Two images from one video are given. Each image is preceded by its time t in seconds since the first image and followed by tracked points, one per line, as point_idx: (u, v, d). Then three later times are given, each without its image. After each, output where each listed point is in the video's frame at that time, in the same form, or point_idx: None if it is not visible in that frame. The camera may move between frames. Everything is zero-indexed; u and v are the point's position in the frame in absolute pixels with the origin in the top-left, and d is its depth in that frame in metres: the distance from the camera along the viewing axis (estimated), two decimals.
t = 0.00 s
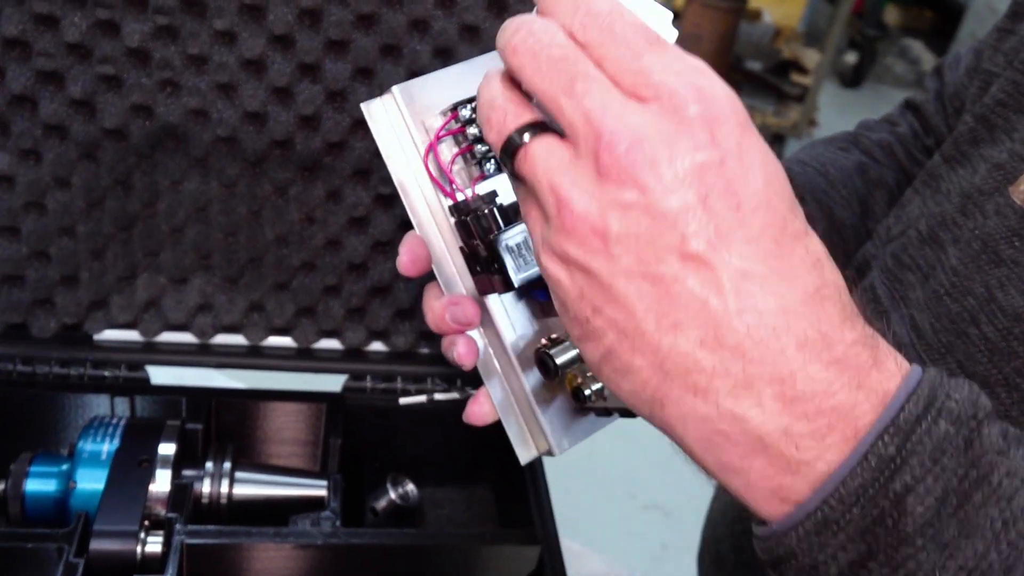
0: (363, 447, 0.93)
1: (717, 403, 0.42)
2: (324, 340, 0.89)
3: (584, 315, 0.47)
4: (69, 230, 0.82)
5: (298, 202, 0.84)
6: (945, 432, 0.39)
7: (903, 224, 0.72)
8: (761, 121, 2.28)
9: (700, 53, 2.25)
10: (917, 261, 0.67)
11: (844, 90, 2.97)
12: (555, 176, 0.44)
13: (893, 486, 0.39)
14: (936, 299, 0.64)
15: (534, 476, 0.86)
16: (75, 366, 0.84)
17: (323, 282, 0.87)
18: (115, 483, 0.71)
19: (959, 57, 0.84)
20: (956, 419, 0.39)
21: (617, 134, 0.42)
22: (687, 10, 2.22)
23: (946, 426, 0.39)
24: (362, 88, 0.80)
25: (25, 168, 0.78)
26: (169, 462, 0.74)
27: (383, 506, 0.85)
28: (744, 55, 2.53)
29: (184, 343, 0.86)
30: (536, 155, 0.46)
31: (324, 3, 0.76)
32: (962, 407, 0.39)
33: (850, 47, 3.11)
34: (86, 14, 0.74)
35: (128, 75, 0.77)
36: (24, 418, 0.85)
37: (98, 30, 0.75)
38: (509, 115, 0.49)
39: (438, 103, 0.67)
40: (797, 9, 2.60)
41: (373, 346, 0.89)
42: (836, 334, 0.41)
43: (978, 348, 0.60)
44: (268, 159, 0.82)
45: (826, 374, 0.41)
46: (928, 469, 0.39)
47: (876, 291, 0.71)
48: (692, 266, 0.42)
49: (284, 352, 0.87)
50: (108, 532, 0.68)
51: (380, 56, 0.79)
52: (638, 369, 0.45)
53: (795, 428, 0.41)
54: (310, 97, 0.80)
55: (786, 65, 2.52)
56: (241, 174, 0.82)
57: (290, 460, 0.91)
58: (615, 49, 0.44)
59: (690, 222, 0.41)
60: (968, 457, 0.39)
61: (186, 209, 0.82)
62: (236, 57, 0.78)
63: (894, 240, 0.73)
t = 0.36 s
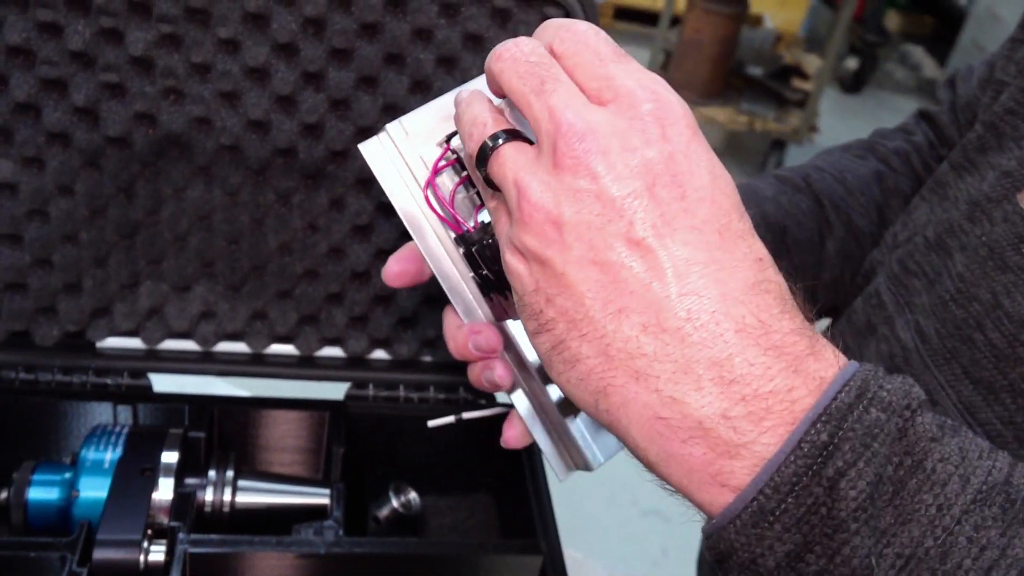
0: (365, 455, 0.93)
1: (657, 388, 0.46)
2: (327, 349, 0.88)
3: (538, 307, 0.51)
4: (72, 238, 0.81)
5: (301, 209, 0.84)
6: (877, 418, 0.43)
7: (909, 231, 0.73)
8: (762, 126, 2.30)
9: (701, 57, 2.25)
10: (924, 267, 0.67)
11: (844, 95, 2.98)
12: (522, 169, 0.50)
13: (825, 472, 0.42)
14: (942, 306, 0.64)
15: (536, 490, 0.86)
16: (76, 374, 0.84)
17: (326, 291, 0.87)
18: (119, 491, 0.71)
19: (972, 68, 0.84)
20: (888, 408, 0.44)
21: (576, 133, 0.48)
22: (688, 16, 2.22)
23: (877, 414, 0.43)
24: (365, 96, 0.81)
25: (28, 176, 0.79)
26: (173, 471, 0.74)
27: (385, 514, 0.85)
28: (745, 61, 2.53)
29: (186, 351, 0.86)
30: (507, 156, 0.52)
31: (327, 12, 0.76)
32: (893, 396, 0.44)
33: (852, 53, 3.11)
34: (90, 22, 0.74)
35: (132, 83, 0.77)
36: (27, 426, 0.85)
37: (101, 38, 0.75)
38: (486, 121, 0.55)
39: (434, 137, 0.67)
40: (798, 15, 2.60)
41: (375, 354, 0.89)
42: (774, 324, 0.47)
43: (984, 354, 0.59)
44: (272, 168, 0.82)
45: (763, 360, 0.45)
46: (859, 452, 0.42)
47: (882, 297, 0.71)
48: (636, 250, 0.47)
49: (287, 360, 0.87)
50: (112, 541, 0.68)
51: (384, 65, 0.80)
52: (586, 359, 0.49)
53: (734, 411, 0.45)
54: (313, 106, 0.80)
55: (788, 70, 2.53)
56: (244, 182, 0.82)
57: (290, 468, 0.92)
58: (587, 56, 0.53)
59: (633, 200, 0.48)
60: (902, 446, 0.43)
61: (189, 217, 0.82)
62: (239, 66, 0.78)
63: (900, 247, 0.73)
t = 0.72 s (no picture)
0: (370, 469, 0.93)
1: (690, 483, 0.46)
2: (331, 363, 0.88)
3: (550, 400, 0.49)
4: (77, 252, 0.81)
5: (306, 224, 0.84)
6: (890, 507, 0.45)
7: (917, 248, 0.73)
8: (761, 134, 2.29)
9: (701, 66, 2.26)
10: (932, 284, 0.68)
11: (844, 103, 2.99)
12: (534, 258, 0.48)
13: (847, 565, 0.45)
14: (951, 324, 0.64)
15: (541, 506, 0.85)
16: (81, 389, 0.84)
17: (330, 305, 0.87)
18: (125, 508, 0.71)
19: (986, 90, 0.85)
20: (900, 496, 0.45)
21: (602, 225, 0.47)
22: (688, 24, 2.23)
23: (890, 503, 0.45)
24: (371, 111, 0.81)
25: (34, 191, 0.79)
26: (178, 486, 0.74)
27: (389, 529, 0.85)
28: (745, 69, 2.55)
29: (190, 366, 0.85)
30: (513, 243, 0.49)
31: (333, 27, 0.77)
32: (903, 483, 0.46)
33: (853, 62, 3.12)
34: (96, 38, 0.74)
35: (138, 99, 0.77)
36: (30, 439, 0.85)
37: (108, 54, 0.75)
38: (484, 206, 0.51)
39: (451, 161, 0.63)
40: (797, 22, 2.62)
41: (380, 368, 0.89)
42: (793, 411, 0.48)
43: (992, 373, 0.60)
44: (277, 183, 0.82)
45: (789, 449, 0.47)
46: (877, 545, 0.45)
47: (890, 314, 0.71)
48: (661, 344, 0.47)
49: (292, 375, 0.87)
50: (119, 558, 0.67)
51: (389, 80, 0.80)
52: (611, 453, 0.48)
53: (764, 502, 0.46)
54: (319, 121, 0.80)
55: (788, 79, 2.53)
56: (250, 197, 0.82)
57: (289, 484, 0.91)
58: (597, 129, 0.51)
59: (658, 295, 0.47)
60: (917, 533, 0.45)
61: (194, 231, 0.82)
62: (245, 81, 0.78)
63: (908, 264, 0.73)
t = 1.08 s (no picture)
0: (369, 495, 0.92)
1: None
2: (331, 390, 0.89)
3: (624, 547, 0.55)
4: (79, 280, 0.82)
5: (308, 252, 0.84)
6: None
7: (913, 286, 0.74)
8: (759, 149, 2.29)
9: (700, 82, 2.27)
10: (927, 324, 0.68)
11: (842, 120, 3.00)
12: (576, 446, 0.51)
13: None
14: (947, 364, 0.64)
15: (539, 537, 0.86)
16: (82, 416, 0.84)
17: (330, 332, 0.87)
18: (124, 539, 0.71)
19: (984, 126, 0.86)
20: None
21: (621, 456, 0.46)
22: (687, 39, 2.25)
23: None
24: (373, 141, 0.81)
25: (37, 219, 0.79)
26: (177, 516, 0.74)
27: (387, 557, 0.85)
28: (745, 85, 2.56)
29: (190, 394, 0.86)
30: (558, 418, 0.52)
31: (337, 59, 0.77)
32: None
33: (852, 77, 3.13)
34: (101, 68, 0.75)
35: (142, 128, 0.77)
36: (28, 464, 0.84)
37: (113, 84, 0.76)
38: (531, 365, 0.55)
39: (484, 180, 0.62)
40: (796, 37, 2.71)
41: (379, 396, 0.89)
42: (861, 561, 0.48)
43: (985, 415, 0.60)
44: (279, 211, 0.83)
45: None
46: None
47: (885, 352, 0.72)
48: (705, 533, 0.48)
49: (292, 404, 0.87)
50: None
51: (392, 110, 0.80)
52: None
53: None
54: (321, 151, 0.80)
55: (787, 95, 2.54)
56: (252, 226, 0.83)
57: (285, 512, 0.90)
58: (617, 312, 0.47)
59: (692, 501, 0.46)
60: None
61: (196, 259, 0.83)
62: (249, 111, 0.78)
63: (904, 301, 0.74)
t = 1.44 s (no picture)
0: (352, 524, 0.93)
1: None
2: (319, 419, 0.89)
3: None
4: (67, 307, 0.82)
5: (297, 282, 0.84)
6: None
7: (895, 327, 0.74)
8: (747, 162, 2.29)
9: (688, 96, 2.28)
10: (910, 370, 0.69)
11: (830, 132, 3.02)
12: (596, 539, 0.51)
13: None
14: (930, 413, 0.65)
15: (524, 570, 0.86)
16: (67, 444, 0.84)
17: (319, 361, 0.87)
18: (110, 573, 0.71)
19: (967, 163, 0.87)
20: None
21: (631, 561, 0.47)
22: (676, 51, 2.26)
23: None
24: (365, 173, 0.81)
25: (25, 247, 0.79)
26: (163, 548, 0.73)
27: None
28: (733, 96, 2.57)
29: (178, 422, 0.85)
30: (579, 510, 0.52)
31: (330, 91, 0.77)
32: None
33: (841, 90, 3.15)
34: (93, 99, 0.75)
35: (134, 158, 0.78)
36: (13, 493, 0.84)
37: (105, 114, 0.76)
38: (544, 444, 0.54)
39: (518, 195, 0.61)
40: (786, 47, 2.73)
41: (367, 425, 0.89)
42: None
43: (968, 466, 0.61)
44: (270, 241, 0.83)
45: None
46: None
47: (869, 396, 0.73)
48: None
49: (278, 432, 0.87)
50: None
51: (384, 142, 0.80)
52: None
53: None
54: (313, 183, 0.81)
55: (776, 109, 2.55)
56: (242, 255, 0.83)
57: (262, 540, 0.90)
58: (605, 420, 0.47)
59: None
60: None
61: (185, 288, 0.83)
62: (241, 143, 0.78)
63: (888, 343, 0.75)
